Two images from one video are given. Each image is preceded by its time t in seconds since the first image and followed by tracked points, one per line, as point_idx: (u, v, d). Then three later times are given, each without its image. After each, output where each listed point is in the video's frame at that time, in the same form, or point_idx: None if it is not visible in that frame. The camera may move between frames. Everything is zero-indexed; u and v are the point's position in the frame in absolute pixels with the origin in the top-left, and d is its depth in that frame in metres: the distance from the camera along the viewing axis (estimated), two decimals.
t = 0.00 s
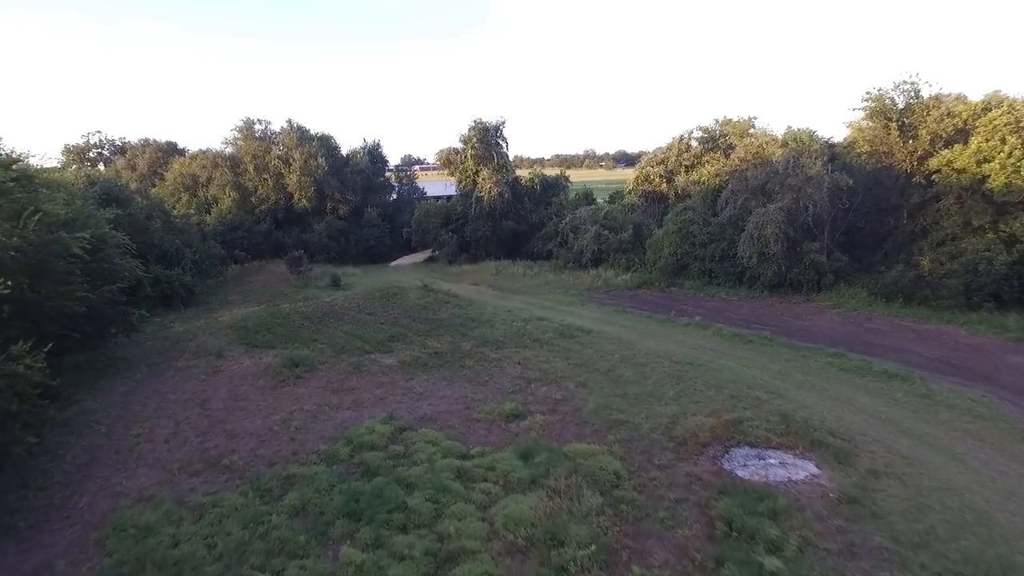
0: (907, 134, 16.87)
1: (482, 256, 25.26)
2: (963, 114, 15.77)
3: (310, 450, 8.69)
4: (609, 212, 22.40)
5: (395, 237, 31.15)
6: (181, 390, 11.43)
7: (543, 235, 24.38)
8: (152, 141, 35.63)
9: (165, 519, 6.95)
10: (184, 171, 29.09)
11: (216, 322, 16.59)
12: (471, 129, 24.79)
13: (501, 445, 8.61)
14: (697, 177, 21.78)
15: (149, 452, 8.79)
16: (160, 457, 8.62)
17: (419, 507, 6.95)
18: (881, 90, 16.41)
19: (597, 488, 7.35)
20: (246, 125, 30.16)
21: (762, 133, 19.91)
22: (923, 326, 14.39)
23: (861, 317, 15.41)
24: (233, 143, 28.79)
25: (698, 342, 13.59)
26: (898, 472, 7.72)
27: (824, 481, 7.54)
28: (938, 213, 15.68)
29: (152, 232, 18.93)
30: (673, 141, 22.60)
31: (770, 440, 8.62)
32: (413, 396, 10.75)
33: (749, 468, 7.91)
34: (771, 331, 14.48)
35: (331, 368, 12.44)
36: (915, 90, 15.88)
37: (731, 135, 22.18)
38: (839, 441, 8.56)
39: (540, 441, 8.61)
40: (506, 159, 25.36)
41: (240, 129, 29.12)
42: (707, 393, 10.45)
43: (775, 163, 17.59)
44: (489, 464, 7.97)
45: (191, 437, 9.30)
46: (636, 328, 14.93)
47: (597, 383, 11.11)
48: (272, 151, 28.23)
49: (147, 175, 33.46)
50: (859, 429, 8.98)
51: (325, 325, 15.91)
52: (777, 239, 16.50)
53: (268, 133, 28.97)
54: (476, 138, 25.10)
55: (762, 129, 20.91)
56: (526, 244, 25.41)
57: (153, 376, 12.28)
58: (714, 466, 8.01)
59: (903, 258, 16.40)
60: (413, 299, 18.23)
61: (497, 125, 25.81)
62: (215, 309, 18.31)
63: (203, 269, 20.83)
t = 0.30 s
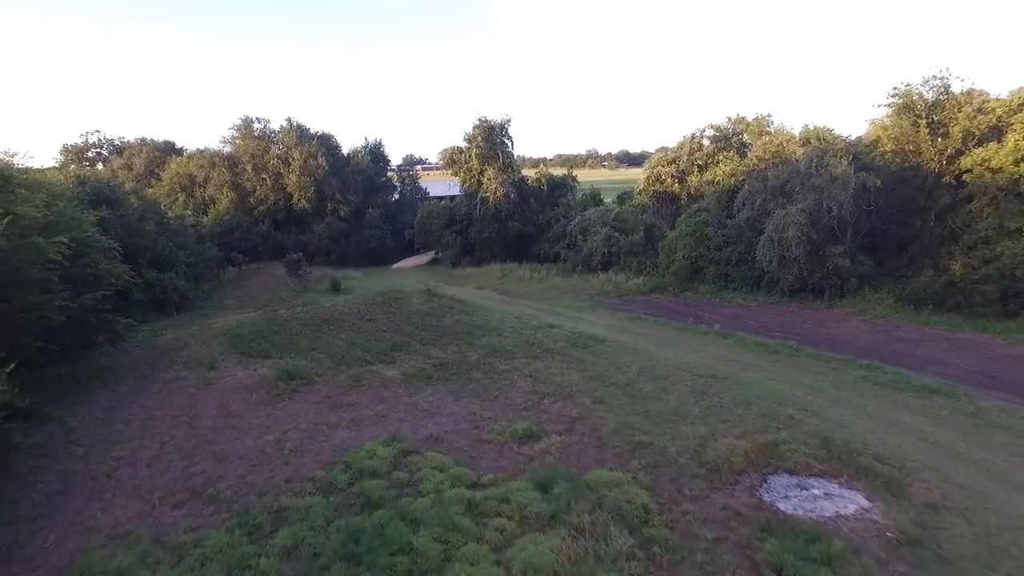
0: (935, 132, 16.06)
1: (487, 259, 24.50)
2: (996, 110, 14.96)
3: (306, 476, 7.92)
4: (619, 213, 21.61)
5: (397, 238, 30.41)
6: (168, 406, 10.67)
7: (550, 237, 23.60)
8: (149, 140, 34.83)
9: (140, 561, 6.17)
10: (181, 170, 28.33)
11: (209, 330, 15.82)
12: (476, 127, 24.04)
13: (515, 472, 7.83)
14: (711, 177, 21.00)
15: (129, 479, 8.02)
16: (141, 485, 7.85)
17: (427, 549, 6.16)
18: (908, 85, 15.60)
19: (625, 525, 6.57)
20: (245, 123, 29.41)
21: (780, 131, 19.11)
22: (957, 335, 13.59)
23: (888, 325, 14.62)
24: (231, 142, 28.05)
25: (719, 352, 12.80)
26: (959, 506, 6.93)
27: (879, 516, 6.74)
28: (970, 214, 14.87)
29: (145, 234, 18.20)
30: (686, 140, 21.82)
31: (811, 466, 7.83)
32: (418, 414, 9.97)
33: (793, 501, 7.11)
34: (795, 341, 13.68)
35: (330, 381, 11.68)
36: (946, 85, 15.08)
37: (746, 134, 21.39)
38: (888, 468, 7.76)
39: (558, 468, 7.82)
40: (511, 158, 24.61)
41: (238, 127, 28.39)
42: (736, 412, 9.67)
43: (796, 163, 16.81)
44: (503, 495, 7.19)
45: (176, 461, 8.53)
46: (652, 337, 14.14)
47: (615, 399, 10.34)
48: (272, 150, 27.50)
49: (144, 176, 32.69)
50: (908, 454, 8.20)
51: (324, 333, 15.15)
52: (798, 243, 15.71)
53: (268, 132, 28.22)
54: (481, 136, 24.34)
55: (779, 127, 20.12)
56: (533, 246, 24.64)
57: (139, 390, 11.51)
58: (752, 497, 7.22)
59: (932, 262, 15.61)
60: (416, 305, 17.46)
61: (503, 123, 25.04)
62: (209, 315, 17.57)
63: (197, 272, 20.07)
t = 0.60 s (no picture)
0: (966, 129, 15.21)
1: (492, 262, 23.70)
2: None
3: (298, 510, 7.11)
4: (630, 215, 20.79)
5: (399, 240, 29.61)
6: (153, 424, 9.89)
7: (557, 239, 22.81)
8: (145, 139, 34.05)
9: None
10: (177, 170, 27.56)
11: (202, 338, 15.03)
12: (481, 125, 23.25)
13: (531, 506, 7.02)
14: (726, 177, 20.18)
15: (102, 512, 7.22)
16: (114, 520, 7.05)
17: None
18: (939, 80, 14.76)
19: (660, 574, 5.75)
20: (243, 121, 28.64)
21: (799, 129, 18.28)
22: (995, 345, 12.76)
23: (920, 334, 13.78)
24: (229, 141, 27.29)
25: (743, 365, 11.98)
26: None
27: (949, 562, 5.90)
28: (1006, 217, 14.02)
29: (136, 237, 17.43)
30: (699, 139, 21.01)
31: (863, 501, 6.97)
32: (421, 435, 9.15)
33: (846, 542, 6.25)
34: (823, 352, 12.82)
35: (328, 396, 10.88)
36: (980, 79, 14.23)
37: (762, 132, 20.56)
38: (949, 503, 6.93)
39: (579, 502, 6.99)
40: (517, 158, 23.81)
41: (236, 126, 27.62)
42: (770, 433, 8.84)
43: (819, 163, 15.99)
44: (519, 535, 6.36)
45: (156, 490, 7.74)
46: (669, 347, 13.31)
47: (636, 419, 9.52)
48: (270, 149, 26.74)
49: (140, 175, 31.94)
50: (967, 485, 7.37)
51: (322, 342, 14.35)
52: (822, 247, 14.90)
53: (266, 131, 27.46)
54: (486, 135, 23.55)
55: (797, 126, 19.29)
56: (539, 249, 23.84)
57: (122, 405, 10.71)
58: (800, 538, 6.37)
59: (963, 267, 14.78)
60: (419, 312, 16.67)
61: (508, 122, 24.23)
62: (202, 321, 16.79)
63: (191, 276, 19.31)
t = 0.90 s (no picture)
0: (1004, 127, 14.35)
1: (498, 265, 22.88)
2: None
3: (289, 554, 6.28)
4: (642, 217, 19.97)
5: (401, 242, 28.81)
6: (134, 446, 9.08)
7: (566, 242, 22.00)
8: (141, 138, 33.24)
9: None
10: (172, 169, 26.74)
11: (193, 346, 14.24)
12: (487, 123, 22.45)
13: (552, 551, 6.19)
14: (743, 178, 19.36)
15: (69, 556, 6.41)
16: (82, 565, 6.24)
17: None
18: (976, 75, 13.92)
19: None
20: (241, 120, 27.83)
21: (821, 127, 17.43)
22: None
23: (956, 344, 12.95)
24: (227, 141, 26.49)
25: (771, 379, 11.16)
26: None
27: None
28: None
29: (126, 239, 16.63)
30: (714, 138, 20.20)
31: (929, 546, 6.11)
32: (427, 461, 8.34)
33: None
34: (855, 364, 11.98)
35: (325, 413, 10.07)
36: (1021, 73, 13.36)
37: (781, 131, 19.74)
38: None
39: (608, 547, 6.16)
40: (524, 158, 23.02)
41: (234, 124, 26.81)
42: (812, 461, 8.00)
43: (845, 162, 15.15)
44: None
45: (132, 528, 6.93)
46: (690, 359, 12.48)
47: (662, 443, 8.69)
48: (269, 148, 25.95)
49: (136, 175, 31.15)
50: None
51: (320, 352, 13.54)
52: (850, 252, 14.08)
53: (265, 129, 26.65)
54: (491, 134, 22.74)
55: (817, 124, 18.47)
56: (546, 252, 23.03)
57: (103, 423, 9.91)
58: None
59: (1000, 273, 13.96)
60: (423, 319, 15.86)
61: (515, 120, 23.40)
62: (194, 329, 15.99)
63: (185, 280, 18.52)
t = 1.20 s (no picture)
0: None
1: (504, 269, 22.09)
2: None
3: None
4: (656, 219, 19.15)
5: (403, 244, 28.02)
6: (113, 473, 8.28)
7: (575, 245, 21.20)
8: (137, 137, 32.48)
9: None
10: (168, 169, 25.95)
11: (184, 357, 13.44)
12: (493, 122, 21.65)
13: None
14: (761, 180, 18.56)
15: None
16: None
17: None
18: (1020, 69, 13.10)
19: None
20: (239, 118, 27.04)
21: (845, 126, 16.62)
22: None
23: (999, 356, 12.12)
24: (224, 140, 25.70)
25: (805, 397, 10.35)
26: None
27: None
28: None
29: (114, 243, 15.85)
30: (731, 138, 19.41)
31: None
32: (435, 493, 7.51)
33: None
34: (892, 379, 11.16)
35: (323, 435, 9.26)
36: None
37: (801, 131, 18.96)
38: None
39: None
40: (531, 158, 22.22)
41: (231, 123, 26.02)
42: (866, 495, 7.16)
43: (875, 162, 14.33)
44: None
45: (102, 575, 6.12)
46: (714, 373, 11.64)
47: (695, 472, 7.87)
48: (268, 148, 25.16)
49: (132, 175, 30.37)
50: None
51: (318, 364, 12.75)
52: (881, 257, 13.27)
53: (264, 128, 25.86)
54: (498, 132, 21.93)
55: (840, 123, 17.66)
56: (554, 255, 22.23)
57: (82, 446, 9.11)
58: None
59: None
60: (427, 327, 15.04)
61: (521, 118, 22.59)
62: (187, 337, 15.20)
63: (178, 285, 17.74)
